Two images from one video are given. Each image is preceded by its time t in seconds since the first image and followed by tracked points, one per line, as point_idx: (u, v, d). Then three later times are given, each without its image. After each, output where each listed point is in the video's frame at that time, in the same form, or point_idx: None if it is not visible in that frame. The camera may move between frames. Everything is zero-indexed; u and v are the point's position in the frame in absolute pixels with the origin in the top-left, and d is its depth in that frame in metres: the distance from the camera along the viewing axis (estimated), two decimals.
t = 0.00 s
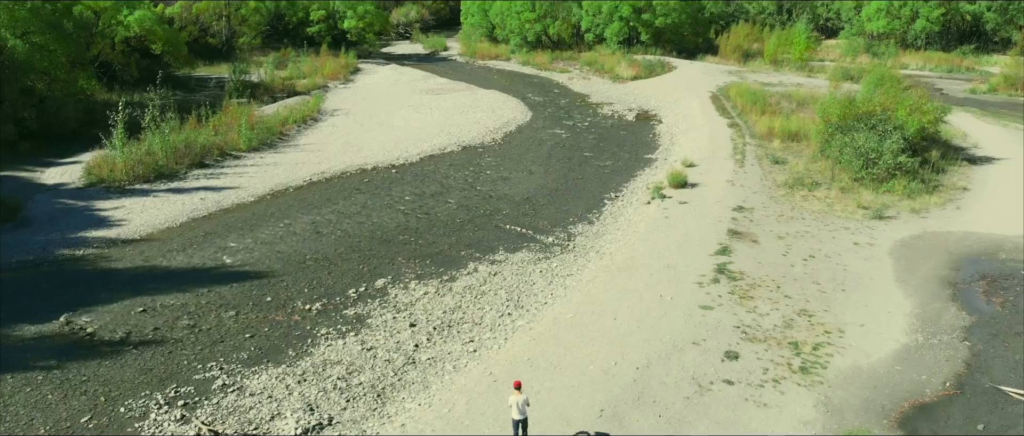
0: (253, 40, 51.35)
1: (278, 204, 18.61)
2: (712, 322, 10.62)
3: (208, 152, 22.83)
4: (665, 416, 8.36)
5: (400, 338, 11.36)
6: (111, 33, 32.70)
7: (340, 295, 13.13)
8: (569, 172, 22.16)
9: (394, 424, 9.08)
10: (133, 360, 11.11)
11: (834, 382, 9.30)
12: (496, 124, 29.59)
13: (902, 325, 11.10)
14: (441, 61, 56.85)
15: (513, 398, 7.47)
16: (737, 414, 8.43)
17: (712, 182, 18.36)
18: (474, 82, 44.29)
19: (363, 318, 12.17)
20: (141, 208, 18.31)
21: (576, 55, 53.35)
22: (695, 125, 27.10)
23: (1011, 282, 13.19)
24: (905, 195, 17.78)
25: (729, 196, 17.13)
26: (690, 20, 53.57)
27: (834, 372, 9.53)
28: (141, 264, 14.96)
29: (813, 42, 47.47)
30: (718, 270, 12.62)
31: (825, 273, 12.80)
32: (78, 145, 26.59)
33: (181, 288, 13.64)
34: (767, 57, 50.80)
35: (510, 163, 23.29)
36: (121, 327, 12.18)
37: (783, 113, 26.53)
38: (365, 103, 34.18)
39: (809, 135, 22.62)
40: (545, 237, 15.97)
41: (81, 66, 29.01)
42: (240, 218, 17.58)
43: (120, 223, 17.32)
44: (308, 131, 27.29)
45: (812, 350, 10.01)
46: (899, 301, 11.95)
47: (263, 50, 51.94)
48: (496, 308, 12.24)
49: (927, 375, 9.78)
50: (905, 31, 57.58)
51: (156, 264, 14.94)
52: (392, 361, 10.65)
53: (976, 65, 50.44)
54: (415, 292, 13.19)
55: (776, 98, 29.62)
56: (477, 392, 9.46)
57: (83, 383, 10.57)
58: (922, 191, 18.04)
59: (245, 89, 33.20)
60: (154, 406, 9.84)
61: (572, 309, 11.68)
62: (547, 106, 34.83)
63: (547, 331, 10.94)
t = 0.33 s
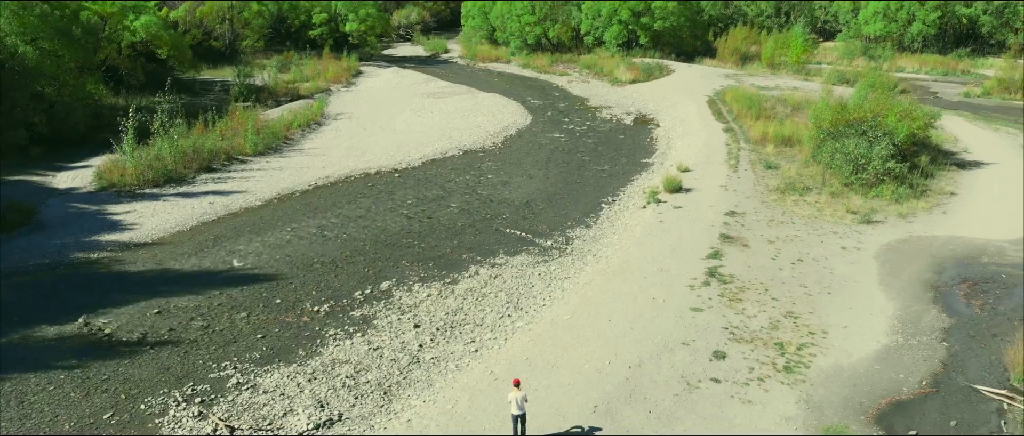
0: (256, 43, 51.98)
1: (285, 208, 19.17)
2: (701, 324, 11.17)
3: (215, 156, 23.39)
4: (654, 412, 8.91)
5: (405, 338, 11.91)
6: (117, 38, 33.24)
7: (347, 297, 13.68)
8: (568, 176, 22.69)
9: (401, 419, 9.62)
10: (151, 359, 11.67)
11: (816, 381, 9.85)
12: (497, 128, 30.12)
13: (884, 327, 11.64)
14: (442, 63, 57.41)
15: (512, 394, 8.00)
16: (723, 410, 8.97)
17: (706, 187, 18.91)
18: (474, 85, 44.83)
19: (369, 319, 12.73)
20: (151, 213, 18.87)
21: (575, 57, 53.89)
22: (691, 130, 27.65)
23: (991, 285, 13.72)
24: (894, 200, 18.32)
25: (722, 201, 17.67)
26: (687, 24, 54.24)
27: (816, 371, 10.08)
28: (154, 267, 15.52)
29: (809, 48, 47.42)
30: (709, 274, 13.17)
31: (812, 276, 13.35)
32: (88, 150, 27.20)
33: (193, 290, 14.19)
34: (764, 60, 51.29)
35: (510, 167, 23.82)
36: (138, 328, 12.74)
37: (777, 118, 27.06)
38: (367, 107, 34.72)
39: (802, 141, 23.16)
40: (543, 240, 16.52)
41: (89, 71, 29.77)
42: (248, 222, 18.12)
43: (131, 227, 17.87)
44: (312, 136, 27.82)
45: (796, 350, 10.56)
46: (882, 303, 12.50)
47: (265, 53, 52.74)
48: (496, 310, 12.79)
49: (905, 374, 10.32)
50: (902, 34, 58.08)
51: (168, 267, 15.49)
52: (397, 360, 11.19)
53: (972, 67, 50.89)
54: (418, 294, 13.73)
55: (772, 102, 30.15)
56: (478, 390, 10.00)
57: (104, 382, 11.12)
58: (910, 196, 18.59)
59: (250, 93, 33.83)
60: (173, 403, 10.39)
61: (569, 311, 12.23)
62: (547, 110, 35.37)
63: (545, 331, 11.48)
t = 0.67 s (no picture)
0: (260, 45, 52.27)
1: (292, 211, 19.79)
2: (691, 323, 11.79)
3: (223, 160, 24.03)
4: (644, 405, 9.53)
5: (410, 337, 12.53)
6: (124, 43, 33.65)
7: (354, 298, 14.30)
8: (567, 179, 23.31)
9: (407, 412, 10.24)
10: (169, 357, 12.30)
11: (797, 376, 10.47)
12: (497, 132, 30.73)
13: (864, 326, 12.26)
14: (443, 66, 58.05)
15: (511, 388, 8.61)
16: (709, 404, 9.60)
17: (700, 191, 19.53)
18: (475, 87, 45.46)
19: (375, 318, 13.35)
20: (163, 216, 19.50)
21: (575, 60, 54.50)
22: (687, 134, 28.25)
23: (970, 287, 14.33)
24: (881, 203, 18.94)
25: (715, 205, 18.29)
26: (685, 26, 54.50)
27: (798, 368, 10.70)
28: (168, 269, 16.14)
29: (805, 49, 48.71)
30: (700, 275, 13.80)
31: (798, 278, 13.97)
32: (97, 153, 27.75)
33: (207, 291, 14.81)
34: (761, 62, 51.80)
35: (510, 170, 24.43)
36: (155, 327, 13.37)
37: (771, 122, 27.68)
38: (370, 110, 35.33)
39: (794, 145, 23.76)
40: (542, 243, 17.14)
41: (98, 75, 30.44)
42: (257, 224, 18.75)
43: (144, 230, 18.50)
44: (316, 139, 28.45)
45: (780, 348, 11.18)
46: (864, 304, 13.12)
47: (269, 56, 53.26)
48: (496, 310, 13.41)
49: (882, 370, 10.94)
50: (898, 37, 58.58)
51: (181, 268, 16.12)
52: (403, 357, 11.82)
53: (967, 70, 51.40)
54: (422, 295, 14.36)
55: (767, 106, 30.76)
56: (480, 384, 10.62)
57: (126, 378, 11.75)
58: (897, 199, 19.21)
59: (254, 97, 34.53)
60: (192, 398, 11.02)
61: (566, 311, 12.85)
62: (546, 113, 35.98)
63: (543, 330, 12.11)
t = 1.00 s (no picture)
0: (263, 48, 53.06)
1: (299, 214, 20.51)
2: (680, 321, 12.49)
3: (231, 164, 24.71)
4: (635, 397, 10.22)
5: (415, 334, 13.22)
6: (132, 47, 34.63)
7: (361, 297, 15.00)
8: (565, 182, 24.00)
9: (413, 404, 10.93)
10: (186, 353, 13.00)
11: (779, 371, 11.17)
12: (497, 135, 31.42)
13: (845, 324, 12.95)
14: (444, 68, 58.74)
15: (510, 381, 9.29)
16: (695, 396, 10.29)
17: (694, 194, 20.22)
18: (475, 90, 46.13)
19: (382, 317, 14.04)
20: (175, 218, 20.20)
21: (574, 63, 55.21)
22: (683, 138, 28.96)
23: (949, 287, 15.00)
24: (868, 206, 19.62)
25: (707, 208, 18.99)
26: (683, 29, 55.04)
27: (781, 363, 11.39)
28: (182, 269, 16.84)
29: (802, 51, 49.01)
30: (690, 276, 14.49)
31: (784, 278, 14.67)
32: (107, 156, 28.36)
33: (220, 291, 15.51)
34: (758, 65, 52.28)
35: (510, 173, 25.12)
36: (173, 325, 14.08)
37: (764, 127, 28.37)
38: (373, 113, 36.04)
39: (786, 149, 24.45)
40: (541, 244, 17.83)
41: (107, 79, 31.08)
42: (266, 227, 19.45)
43: (157, 232, 19.19)
44: (321, 143, 29.14)
45: (764, 345, 11.88)
46: (846, 303, 13.81)
47: (272, 58, 53.94)
48: (497, 309, 14.11)
49: (860, 365, 11.63)
50: (894, 40, 59.19)
51: (195, 269, 16.82)
52: (408, 353, 12.52)
53: (961, 73, 52.00)
54: (426, 294, 15.06)
55: (761, 110, 31.46)
56: (481, 378, 11.31)
57: (146, 373, 12.44)
58: (884, 202, 19.91)
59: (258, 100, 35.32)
60: (210, 391, 11.73)
61: (562, 309, 13.55)
62: (546, 116, 36.68)
63: (541, 327, 12.81)
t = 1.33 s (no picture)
0: (267, 51, 53.81)
1: (307, 216, 21.27)
2: (670, 318, 13.24)
3: (240, 167, 25.47)
4: (626, 388, 10.98)
5: (420, 331, 13.97)
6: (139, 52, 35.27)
7: (368, 296, 15.75)
8: (563, 185, 24.75)
9: (419, 395, 11.69)
10: (204, 349, 13.77)
11: (762, 365, 11.92)
12: (498, 138, 32.16)
13: (827, 322, 13.69)
14: (445, 70, 59.47)
15: (509, 373, 10.05)
16: (682, 387, 11.05)
17: (687, 197, 20.99)
18: (476, 93, 46.91)
19: (388, 315, 14.80)
20: (187, 220, 20.97)
21: (574, 66, 55.98)
22: (679, 141, 29.71)
23: (929, 286, 15.72)
24: (855, 209, 20.38)
25: (699, 211, 19.74)
26: (682, 33, 56.05)
27: (764, 358, 12.14)
28: (196, 269, 17.60)
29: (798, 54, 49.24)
30: (681, 276, 15.25)
31: (771, 278, 15.42)
32: (118, 159, 29.11)
33: (234, 290, 16.27)
34: (755, 68, 52.82)
35: (510, 176, 25.87)
36: (190, 323, 14.85)
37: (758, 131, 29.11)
38: (376, 116, 36.79)
39: (778, 153, 25.18)
40: (539, 246, 18.59)
41: (116, 84, 31.77)
42: (275, 228, 20.21)
43: (171, 234, 19.95)
44: (326, 146, 29.89)
45: (749, 341, 12.63)
46: (828, 301, 14.56)
47: (276, 61, 54.68)
48: (498, 307, 14.86)
49: (838, 361, 12.37)
50: (890, 43, 59.86)
51: (209, 269, 17.58)
52: (414, 349, 13.27)
53: (955, 76, 52.65)
54: (430, 293, 15.82)
55: (755, 114, 32.20)
56: (483, 371, 12.06)
57: (167, 367, 13.21)
58: (870, 205, 20.65)
59: (264, 104, 36.32)
60: (228, 384, 12.49)
61: (559, 307, 14.31)
62: (545, 119, 37.43)
63: (539, 324, 13.56)
